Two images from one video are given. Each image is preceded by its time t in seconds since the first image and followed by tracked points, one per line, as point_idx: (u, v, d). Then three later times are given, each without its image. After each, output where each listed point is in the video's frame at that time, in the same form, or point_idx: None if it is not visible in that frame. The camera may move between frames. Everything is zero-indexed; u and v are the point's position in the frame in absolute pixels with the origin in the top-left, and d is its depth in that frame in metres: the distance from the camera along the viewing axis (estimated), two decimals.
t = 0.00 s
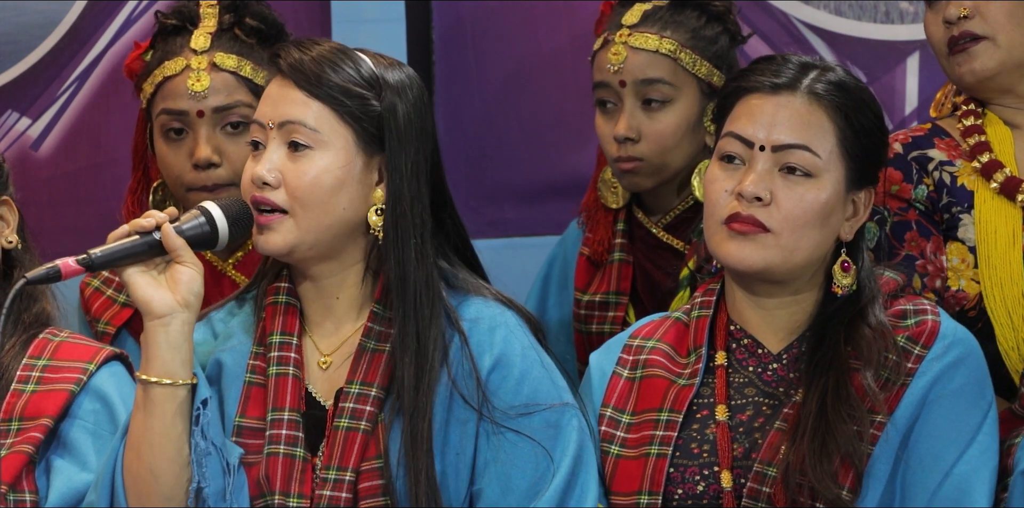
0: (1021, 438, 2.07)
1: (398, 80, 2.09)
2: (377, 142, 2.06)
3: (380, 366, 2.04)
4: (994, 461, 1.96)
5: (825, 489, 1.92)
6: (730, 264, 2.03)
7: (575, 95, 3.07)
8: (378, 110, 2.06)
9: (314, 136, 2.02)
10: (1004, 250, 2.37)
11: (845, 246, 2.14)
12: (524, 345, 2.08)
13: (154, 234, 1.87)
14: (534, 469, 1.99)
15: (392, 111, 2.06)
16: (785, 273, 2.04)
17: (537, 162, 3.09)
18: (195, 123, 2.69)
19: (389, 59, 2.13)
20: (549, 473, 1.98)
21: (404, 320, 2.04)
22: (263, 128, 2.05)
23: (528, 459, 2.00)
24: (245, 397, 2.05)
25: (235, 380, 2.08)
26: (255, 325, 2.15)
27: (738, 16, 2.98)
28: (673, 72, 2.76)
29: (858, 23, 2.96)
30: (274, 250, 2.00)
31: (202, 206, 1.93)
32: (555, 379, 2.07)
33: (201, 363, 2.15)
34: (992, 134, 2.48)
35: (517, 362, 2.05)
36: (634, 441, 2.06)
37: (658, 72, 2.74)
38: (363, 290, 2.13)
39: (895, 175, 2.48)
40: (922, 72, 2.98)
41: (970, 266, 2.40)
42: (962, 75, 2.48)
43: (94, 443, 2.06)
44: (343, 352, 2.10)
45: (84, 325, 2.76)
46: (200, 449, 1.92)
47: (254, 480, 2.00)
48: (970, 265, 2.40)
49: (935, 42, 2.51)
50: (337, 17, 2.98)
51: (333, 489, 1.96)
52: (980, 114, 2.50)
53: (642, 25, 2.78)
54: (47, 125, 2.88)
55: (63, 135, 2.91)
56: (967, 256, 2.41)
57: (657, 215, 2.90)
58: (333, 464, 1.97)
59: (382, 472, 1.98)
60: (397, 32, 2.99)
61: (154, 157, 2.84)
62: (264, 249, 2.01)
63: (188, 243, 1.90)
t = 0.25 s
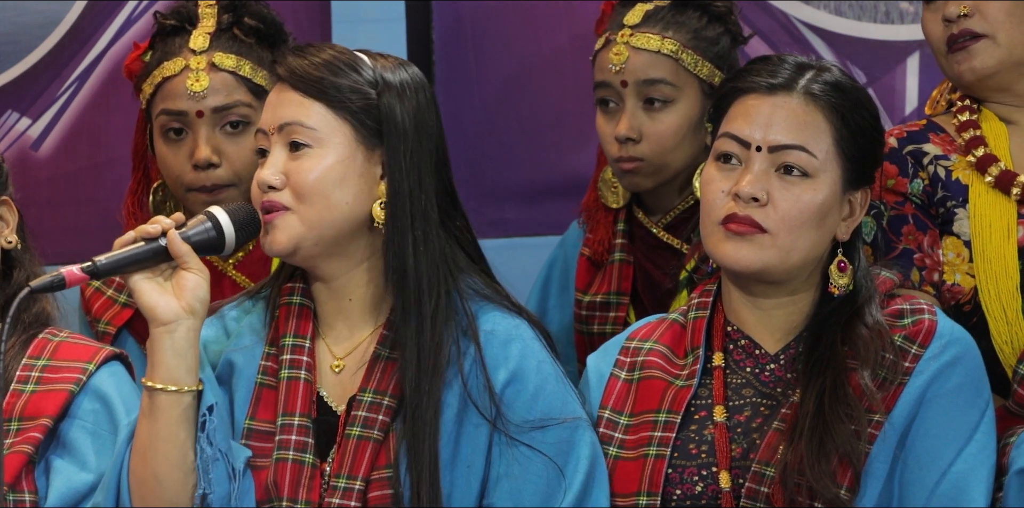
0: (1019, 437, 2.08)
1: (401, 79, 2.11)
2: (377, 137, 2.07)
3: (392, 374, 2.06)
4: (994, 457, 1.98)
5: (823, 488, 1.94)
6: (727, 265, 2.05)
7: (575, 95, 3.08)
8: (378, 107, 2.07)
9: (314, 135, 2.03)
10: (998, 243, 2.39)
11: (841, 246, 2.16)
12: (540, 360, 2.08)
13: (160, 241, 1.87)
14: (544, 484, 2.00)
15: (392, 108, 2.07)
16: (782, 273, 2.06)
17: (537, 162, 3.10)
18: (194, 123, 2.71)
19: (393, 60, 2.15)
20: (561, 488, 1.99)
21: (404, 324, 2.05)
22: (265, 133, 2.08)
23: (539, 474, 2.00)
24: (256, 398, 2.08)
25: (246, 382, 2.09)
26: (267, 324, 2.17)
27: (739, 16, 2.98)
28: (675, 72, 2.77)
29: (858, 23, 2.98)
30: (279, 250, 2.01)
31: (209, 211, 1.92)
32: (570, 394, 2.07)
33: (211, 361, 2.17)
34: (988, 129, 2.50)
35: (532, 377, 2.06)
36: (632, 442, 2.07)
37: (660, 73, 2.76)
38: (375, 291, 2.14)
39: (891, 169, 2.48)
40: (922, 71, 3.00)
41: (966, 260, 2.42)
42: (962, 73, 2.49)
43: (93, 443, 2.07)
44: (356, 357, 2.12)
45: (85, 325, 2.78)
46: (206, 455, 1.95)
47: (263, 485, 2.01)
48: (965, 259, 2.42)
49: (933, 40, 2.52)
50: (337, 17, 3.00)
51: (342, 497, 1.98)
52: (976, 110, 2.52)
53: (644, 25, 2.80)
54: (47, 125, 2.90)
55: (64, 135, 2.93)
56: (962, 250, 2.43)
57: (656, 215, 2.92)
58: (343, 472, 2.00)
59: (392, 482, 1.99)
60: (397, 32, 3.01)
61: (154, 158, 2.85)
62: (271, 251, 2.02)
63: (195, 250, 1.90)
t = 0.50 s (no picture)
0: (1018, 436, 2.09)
1: (421, 77, 2.11)
2: (400, 137, 2.08)
3: (406, 368, 2.06)
4: (994, 457, 1.99)
5: (823, 488, 1.94)
6: (726, 265, 2.05)
7: (575, 95, 3.09)
8: (400, 104, 2.07)
9: (337, 134, 2.04)
10: (1000, 242, 2.40)
11: (841, 246, 2.16)
12: (554, 357, 2.08)
13: (182, 231, 1.87)
14: (555, 482, 2.00)
15: (415, 106, 2.08)
16: (781, 273, 2.06)
17: (537, 162, 3.11)
18: (188, 125, 2.71)
19: (411, 56, 2.15)
20: (571, 487, 1.99)
21: (421, 320, 2.04)
22: (287, 131, 2.08)
23: (549, 472, 2.00)
24: (269, 390, 2.09)
25: (259, 372, 2.11)
26: (283, 315, 2.18)
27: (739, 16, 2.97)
28: (676, 73, 2.78)
29: (858, 23, 2.99)
30: (304, 248, 2.02)
31: (232, 203, 1.92)
32: (583, 393, 2.07)
33: (224, 352, 2.16)
34: (987, 130, 2.51)
35: (545, 375, 2.06)
36: (632, 442, 2.08)
37: (662, 73, 2.76)
38: (393, 289, 2.15)
39: (893, 167, 2.49)
40: (922, 72, 3.01)
41: (966, 257, 2.43)
42: (975, 71, 2.48)
43: (92, 441, 2.08)
44: (370, 351, 2.13)
45: (83, 325, 2.78)
46: (223, 447, 1.94)
47: (275, 476, 2.02)
48: (966, 257, 2.43)
49: (942, 38, 2.51)
50: (337, 17, 3.00)
51: (354, 490, 1.98)
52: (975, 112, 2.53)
53: (646, 25, 2.80)
54: (47, 125, 2.92)
55: (64, 135, 2.94)
56: (963, 248, 2.43)
57: (656, 215, 2.92)
58: (354, 466, 2.00)
59: (402, 478, 1.99)
60: (397, 32, 3.01)
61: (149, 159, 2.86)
62: (295, 248, 2.03)
63: (217, 242, 1.89)
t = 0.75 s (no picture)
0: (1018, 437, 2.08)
1: (437, 77, 2.11)
2: (419, 138, 2.08)
3: (412, 367, 2.04)
4: (994, 459, 1.97)
5: (825, 489, 1.93)
6: (728, 266, 2.04)
7: (576, 95, 3.08)
8: (419, 106, 2.07)
9: (357, 134, 2.03)
10: (1000, 252, 2.39)
11: (843, 247, 2.15)
12: (558, 357, 2.06)
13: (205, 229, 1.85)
14: (558, 480, 1.98)
15: (433, 107, 2.08)
16: (783, 274, 2.05)
17: (537, 162, 3.10)
18: (185, 126, 2.70)
19: (424, 55, 2.14)
20: (574, 486, 1.97)
21: (437, 321, 2.05)
22: (303, 128, 2.05)
23: (552, 471, 1.98)
24: (274, 388, 2.08)
25: (265, 370, 2.10)
26: (288, 311, 2.17)
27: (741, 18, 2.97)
28: (677, 73, 2.76)
29: (858, 23, 2.98)
30: (317, 247, 2.00)
31: (254, 202, 1.90)
32: (586, 395, 2.04)
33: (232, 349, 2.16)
34: (987, 137, 2.50)
35: (549, 375, 2.04)
36: (633, 442, 2.06)
37: (662, 73, 2.75)
38: (401, 289, 2.13)
39: (895, 176, 2.47)
40: (922, 72, 2.99)
41: (966, 267, 2.42)
42: (981, 70, 2.46)
43: (91, 439, 2.07)
44: (375, 350, 2.11)
45: (80, 325, 2.77)
46: (241, 445, 1.93)
47: (280, 472, 2.01)
48: (966, 266, 2.42)
49: (947, 37, 2.50)
50: (337, 17, 2.99)
51: (357, 488, 1.96)
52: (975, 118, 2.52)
53: (646, 25, 2.79)
54: (47, 125, 2.91)
55: (63, 135, 2.93)
56: (964, 257, 2.42)
57: (657, 215, 2.91)
58: (359, 463, 1.98)
59: (407, 475, 1.97)
60: (397, 31, 3.00)
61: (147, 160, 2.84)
62: (307, 247, 2.01)
63: (239, 240, 1.87)
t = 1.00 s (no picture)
0: (1018, 438, 2.07)
1: (427, 77, 2.10)
2: (411, 142, 2.07)
3: (399, 364, 2.03)
4: (995, 459, 1.96)
5: (826, 489, 1.92)
6: (729, 265, 2.03)
7: (576, 95, 3.06)
8: (411, 110, 2.07)
9: (348, 137, 2.02)
10: (1002, 268, 2.36)
11: (845, 246, 2.14)
12: (545, 351, 2.06)
13: (195, 231, 1.82)
14: (550, 475, 1.96)
15: (425, 110, 2.08)
16: (785, 274, 2.04)
17: (538, 162, 3.09)
18: (188, 125, 2.69)
19: (414, 54, 2.14)
20: (566, 479, 1.96)
21: (429, 322, 2.04)
22: (294, 126, 2.04)
23: (543, 465, 1.97)
24: (263, 390, 2.07)
25: (252, 375, 2.09)
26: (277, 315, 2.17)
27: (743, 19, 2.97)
28: (677, 73, 2.75)
29: (858, 23, 2.97)
30: (305, 248, 1.99)
31: (242, 203, 1.88)
32: (574, 387, 2.04)
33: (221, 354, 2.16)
34: (987, 151, 2.48)
35: (537, 368, 2.03)
36: (634, 441, 2.06)
37: (662, 73, 2.74)
38: (388, 286, 2.13)
39: (894, 188, 2.47)
40: (922, 72, 2.98)
41: (967, 283, 2.39)
42: (980, 66, 2.45)
43: (90, 439, 2.06)
44: (363, 349, 2.10)
45: (79, 324, 2.76)
46: (236, 446, 1.91)
47: (270, 473, 2.00)
48: (968, 281, 2.40)
49: (945, 35, 2.49)
50: (337, 17, 2.98)
51: (346, 486, 1.95)
52: (974, 127, 2.50)
53: (647, 26, 2.78)
54: (47, 125, 2.90)
55: (63, 135, 2.92)
56: (965, 272, 2.40)
57: (657, 216, 2.90)
58: (347, 462, 1.97)
59: (397, 473, 1.96)
60: (398, 31, 2.99)
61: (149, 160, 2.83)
62: (296, 248, 2.00)
63: (230, 242, 1.85)
